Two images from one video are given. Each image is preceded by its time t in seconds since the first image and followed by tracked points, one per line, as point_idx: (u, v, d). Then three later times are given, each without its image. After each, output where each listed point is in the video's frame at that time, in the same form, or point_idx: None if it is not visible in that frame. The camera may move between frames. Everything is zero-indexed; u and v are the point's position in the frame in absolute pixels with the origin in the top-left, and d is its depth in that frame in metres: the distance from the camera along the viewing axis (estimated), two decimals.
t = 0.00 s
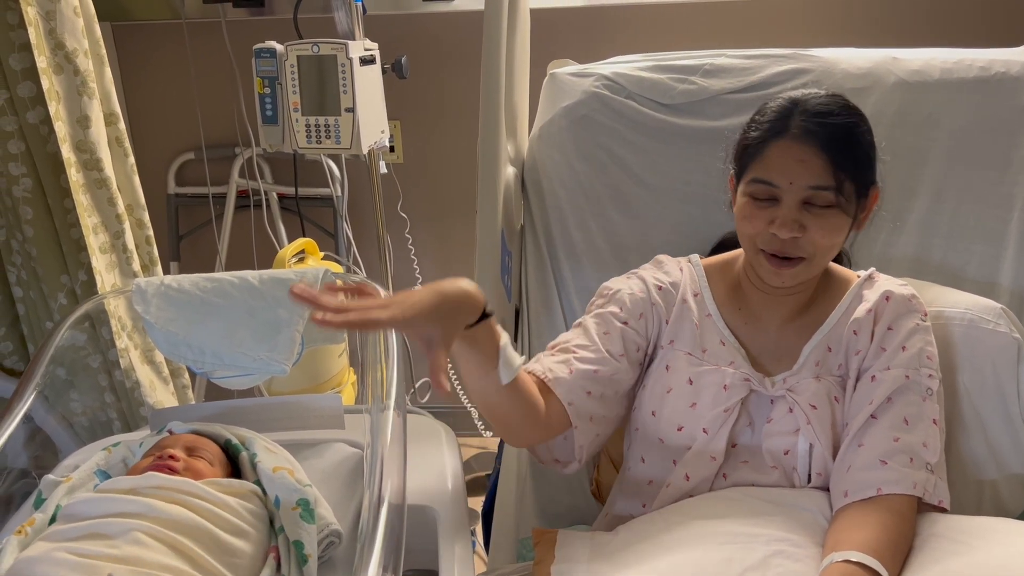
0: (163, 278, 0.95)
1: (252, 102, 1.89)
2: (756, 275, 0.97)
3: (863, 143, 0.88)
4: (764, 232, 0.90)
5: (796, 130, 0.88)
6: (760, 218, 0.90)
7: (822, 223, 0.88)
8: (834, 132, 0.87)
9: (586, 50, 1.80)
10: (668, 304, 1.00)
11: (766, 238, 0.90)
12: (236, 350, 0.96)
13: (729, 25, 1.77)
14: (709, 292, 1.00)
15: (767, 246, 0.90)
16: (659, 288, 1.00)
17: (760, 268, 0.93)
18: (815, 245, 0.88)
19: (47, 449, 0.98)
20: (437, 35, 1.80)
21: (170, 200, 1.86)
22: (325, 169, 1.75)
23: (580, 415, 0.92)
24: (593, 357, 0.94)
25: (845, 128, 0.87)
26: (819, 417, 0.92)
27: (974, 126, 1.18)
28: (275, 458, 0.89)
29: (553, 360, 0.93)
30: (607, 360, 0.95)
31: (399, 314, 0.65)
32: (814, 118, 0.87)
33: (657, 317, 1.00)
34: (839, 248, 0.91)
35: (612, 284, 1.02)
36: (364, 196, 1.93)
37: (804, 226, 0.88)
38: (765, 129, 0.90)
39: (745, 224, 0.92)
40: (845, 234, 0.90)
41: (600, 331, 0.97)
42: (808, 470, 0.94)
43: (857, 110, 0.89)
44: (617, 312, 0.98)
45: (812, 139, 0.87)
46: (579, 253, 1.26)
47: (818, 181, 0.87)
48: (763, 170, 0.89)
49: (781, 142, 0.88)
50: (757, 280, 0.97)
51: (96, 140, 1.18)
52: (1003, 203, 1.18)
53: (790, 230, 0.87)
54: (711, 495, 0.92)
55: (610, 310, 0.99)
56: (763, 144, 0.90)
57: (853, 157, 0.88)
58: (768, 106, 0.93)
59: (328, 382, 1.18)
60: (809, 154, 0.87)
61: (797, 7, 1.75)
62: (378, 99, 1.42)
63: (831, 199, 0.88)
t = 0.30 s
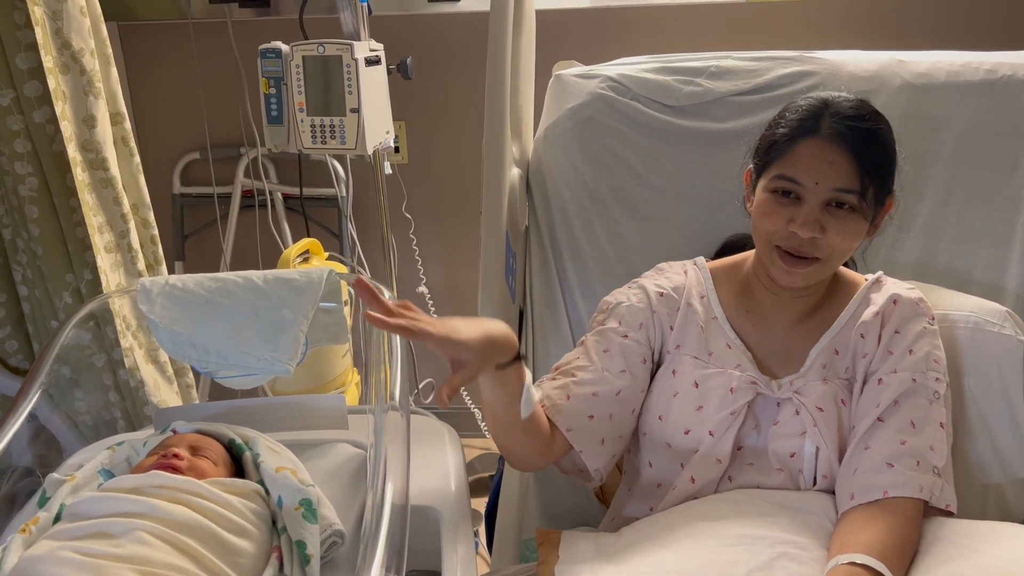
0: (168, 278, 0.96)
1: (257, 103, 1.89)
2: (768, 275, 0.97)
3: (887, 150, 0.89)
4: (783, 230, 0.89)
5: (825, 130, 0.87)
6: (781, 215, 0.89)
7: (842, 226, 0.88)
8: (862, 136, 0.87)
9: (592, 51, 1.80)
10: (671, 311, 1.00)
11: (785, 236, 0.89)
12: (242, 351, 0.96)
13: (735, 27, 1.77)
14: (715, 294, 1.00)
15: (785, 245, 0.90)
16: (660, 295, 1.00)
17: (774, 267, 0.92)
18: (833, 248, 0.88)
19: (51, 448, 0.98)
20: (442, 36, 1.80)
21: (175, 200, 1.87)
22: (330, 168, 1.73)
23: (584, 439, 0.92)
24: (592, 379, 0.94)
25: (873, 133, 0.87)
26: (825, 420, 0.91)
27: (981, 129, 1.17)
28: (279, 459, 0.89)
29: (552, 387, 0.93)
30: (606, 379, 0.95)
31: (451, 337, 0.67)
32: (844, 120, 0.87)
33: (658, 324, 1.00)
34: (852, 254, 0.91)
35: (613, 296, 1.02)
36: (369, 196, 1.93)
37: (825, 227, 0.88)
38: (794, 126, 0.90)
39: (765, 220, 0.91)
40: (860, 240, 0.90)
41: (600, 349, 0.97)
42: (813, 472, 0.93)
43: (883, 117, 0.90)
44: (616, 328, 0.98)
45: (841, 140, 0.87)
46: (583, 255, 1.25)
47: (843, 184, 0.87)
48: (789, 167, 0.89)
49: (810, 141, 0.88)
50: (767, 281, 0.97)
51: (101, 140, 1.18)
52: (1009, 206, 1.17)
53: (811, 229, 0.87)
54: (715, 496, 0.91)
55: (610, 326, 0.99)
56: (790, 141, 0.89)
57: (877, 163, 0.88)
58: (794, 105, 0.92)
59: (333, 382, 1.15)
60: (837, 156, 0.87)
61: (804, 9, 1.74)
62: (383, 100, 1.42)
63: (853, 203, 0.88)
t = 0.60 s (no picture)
0: (175, 278, 0.96)
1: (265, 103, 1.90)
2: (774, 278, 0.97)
3: (893, 156, 0.87)
4: (780, 231, 0.89)
5: (829, 132, 0.86)
6: (780, 216, 0.89)
7: (839, 231, 0.87)
8: (866, 140, 0.85)
9: (600, 53, 1.80)
10: (680, 320, 0.99)
11: (781, 237, 0.90)
12: (249, 350, 0.96)
13: (745, 30, 1.77)
14: (722, 300, 1.00)
15: (781, 245, 0.90)
16: (668, 304, 1.00)
17: (770, 267, 0.93)
18: (827, 252, 0.88)
19: (57, 446, 0.98)
20: (449, 37, 1.80)
21: (182, 199, 1.87)
22: (337, 170, 1.74)
23: (604, 462, 0.92)
24: (607, 399, 0.94)
25: (878, 138, 0.86)
26: (833, 423, 0.91)
27: (991, 131, 1.16)
28: (285, 458, 0.89)
29: (566, 411, 0.91)
30: (620, 399, 0.95)
31: (461, 470, 0.70)
32: (848, 124, 0.86)
33: (670, 334, 0.99)
34: (851, 259, 0.90)
35: (620, 310, 1.02)
36: (375, 197, 1.93)
37: (821, 231, 0.87)
38: (799, 127, 0.89)
39: (764, 219, 0.91)
40: (859, 245, 0.89)
41: (611, 366, 0.97)
42: (821, 476, 0.93)
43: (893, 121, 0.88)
44: (626, 342, 0.98)
45: (843, 144, 0.85)
46: (590, 256, 1.25)
47: (843, 189, 0.86)
48: (790, 168, 0.88)
49: (812, 143, 0.87)
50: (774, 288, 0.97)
51: (109, 139, 1.19)
52: (1019, 209, 1.16)
53: (805, 232, 0.87)
54: (722, 499, 0.91)
55: (620, 341, 0.98)
56: (794, 143, 0.88)
57: (881, 169, 0.86)
58: (804, 105, 0.91)
59: (339, 382, 1.15)
60: (838, 159, 0.86)
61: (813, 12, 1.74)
62: (390, 101, 1.42)
63: (852, 209, 0.87)
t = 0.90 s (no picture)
0: (178, 278, 0.96)
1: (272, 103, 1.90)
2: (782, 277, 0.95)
3: (912, 161, 0.86)
4: (794, 229, 0.88)
5: (850, 132, 0.85)
6: (793, 215, 0.88)
7: (853, 233, 0.86)
8: (886, 143, 0.84)
9: (607, 54, 1.79)
10: (685, 314, 0.98)
11: (793, 236, 0.89)
12: (252, 350, 0.96)
13: (754, 31, 1.75)
14: (729, 298, 0.99)
15: (794, 244, 0.89)
16: (675, 296, 0.99)
17: (781, 266, 0.91)
18: (840, 255, 0.86)
19: (60, 445, 0.98)
20: (456, 37, 1.80)
21: (189, 199, 1.87)
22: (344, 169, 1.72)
23: (590, 434, 0.89)
24: (603, 374, 0.92)
25: (898, 142, 0.85)
26: (838, 427, 0.90)
27: (1003, 134, 1.15)
28: (286, 459, 0.89)
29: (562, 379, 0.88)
30: (615, 376, 0.93)
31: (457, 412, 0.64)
32: (870, 125, 0.85)
33: (672, 326, 0.98)
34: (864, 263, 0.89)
35: (628, 294, 1.01)
36: (382, 198, 1.93)
37: (835, 232, 0.86)
38: (820, 126, 0.87)
39: (777, 217, 0.90)
40: (872, 250, 0.88)
41: (613, 345, 0.95)
42: (826, 480, 0.91)
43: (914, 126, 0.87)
44: (630, 324, 0.97)
45: (863, 146, 0.84)
46: (595, 258, 1.24)
47: (860, 191, 0.85)
48: (808, 166, 0.87)
49: (832, 142, 0.86)
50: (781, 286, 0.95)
51: (115, 138, 1.19)
52: None
53: (819, 233, 0.86)
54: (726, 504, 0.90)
55: (624, 322, 0.97)
56: (813, 140, 0.87)
57: (899, 174, 0.85)
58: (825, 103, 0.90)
59: (343, 383, 1.14)
60: (858, 161, 0.85)
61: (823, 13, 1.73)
62: (397, 102, 1.42)
63: (868, 212, 0.86)
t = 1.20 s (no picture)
0: (178, 278, 0.96)
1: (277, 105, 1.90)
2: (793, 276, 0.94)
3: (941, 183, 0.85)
4: (811, 230, 0.87)
5: (884, 143, 0.84)
6: (813, 216, 0.87)
7: (870, 245, 0.85)
8: (918, 160, 0.83)
9: (612, 56, 1.79)
10: (696, 300, 0.98)
11: (811, 236, 0.87)
12: (252, 350, 0.96)
13: (760, 34, 1.75)
14: (739, 296, 0.97)
15: (808, 244, 0.88)
16: (690, 279, 0.99)
17: (793, 263, 0.91)
18: (853, 263, 0.85)
19: (60, 444, 0.99)
20: (461, 39, 1.80)
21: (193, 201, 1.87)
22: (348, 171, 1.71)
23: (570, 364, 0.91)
24: (600, 315, 0.93)
25: (931, 160, 0.84)
26: (844, 431, 0.89)
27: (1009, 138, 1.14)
28: (283, 460, 0.88)
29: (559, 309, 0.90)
30: (613, 323, 0.94)
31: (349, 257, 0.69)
32: (905, 139, 0.84)
33: (682, 307, 0.98)
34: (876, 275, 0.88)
35: (647, 263, 1.01)
36: (385, 199, 1.93)
37: (852, 240, 0.85)
38: (856, 131, 0.86)
39: (796, 215, 0.89)
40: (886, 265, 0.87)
41: (620, 298, 0.95)
42: (831, 485, 0.91)
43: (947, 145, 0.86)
44: (642, 290, 0.97)
45: (897, 160, 0.83)
46: (597, 260, 1.24)
47: (885, 204, 0.84)
48: (837, 170, 0.86)
49: (866, 150, 0.85)
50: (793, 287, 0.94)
51: (119, 138, 1.19)
52: None
53: (835, 238, 0.85)
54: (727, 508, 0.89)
55: (637, 283, 0.97)
56: (848, 145, 0.86)
57: (927, 193, 0.84)
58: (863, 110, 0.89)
59: (344, 384, 1.15)
60: (888, 174, 0.83)
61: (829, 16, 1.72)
62: (401, 104, 1.42)
63: (890, 227, 0.84)
